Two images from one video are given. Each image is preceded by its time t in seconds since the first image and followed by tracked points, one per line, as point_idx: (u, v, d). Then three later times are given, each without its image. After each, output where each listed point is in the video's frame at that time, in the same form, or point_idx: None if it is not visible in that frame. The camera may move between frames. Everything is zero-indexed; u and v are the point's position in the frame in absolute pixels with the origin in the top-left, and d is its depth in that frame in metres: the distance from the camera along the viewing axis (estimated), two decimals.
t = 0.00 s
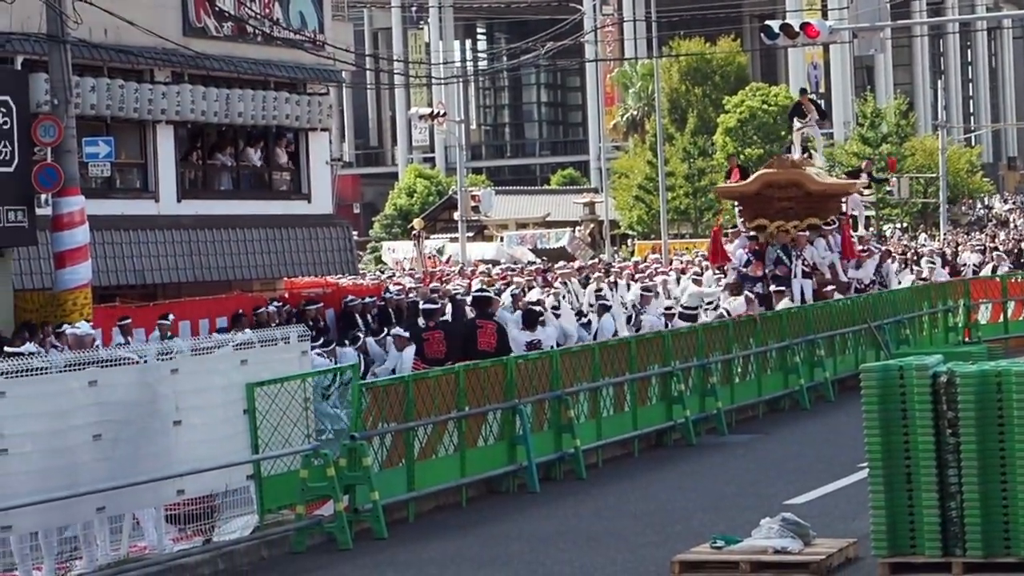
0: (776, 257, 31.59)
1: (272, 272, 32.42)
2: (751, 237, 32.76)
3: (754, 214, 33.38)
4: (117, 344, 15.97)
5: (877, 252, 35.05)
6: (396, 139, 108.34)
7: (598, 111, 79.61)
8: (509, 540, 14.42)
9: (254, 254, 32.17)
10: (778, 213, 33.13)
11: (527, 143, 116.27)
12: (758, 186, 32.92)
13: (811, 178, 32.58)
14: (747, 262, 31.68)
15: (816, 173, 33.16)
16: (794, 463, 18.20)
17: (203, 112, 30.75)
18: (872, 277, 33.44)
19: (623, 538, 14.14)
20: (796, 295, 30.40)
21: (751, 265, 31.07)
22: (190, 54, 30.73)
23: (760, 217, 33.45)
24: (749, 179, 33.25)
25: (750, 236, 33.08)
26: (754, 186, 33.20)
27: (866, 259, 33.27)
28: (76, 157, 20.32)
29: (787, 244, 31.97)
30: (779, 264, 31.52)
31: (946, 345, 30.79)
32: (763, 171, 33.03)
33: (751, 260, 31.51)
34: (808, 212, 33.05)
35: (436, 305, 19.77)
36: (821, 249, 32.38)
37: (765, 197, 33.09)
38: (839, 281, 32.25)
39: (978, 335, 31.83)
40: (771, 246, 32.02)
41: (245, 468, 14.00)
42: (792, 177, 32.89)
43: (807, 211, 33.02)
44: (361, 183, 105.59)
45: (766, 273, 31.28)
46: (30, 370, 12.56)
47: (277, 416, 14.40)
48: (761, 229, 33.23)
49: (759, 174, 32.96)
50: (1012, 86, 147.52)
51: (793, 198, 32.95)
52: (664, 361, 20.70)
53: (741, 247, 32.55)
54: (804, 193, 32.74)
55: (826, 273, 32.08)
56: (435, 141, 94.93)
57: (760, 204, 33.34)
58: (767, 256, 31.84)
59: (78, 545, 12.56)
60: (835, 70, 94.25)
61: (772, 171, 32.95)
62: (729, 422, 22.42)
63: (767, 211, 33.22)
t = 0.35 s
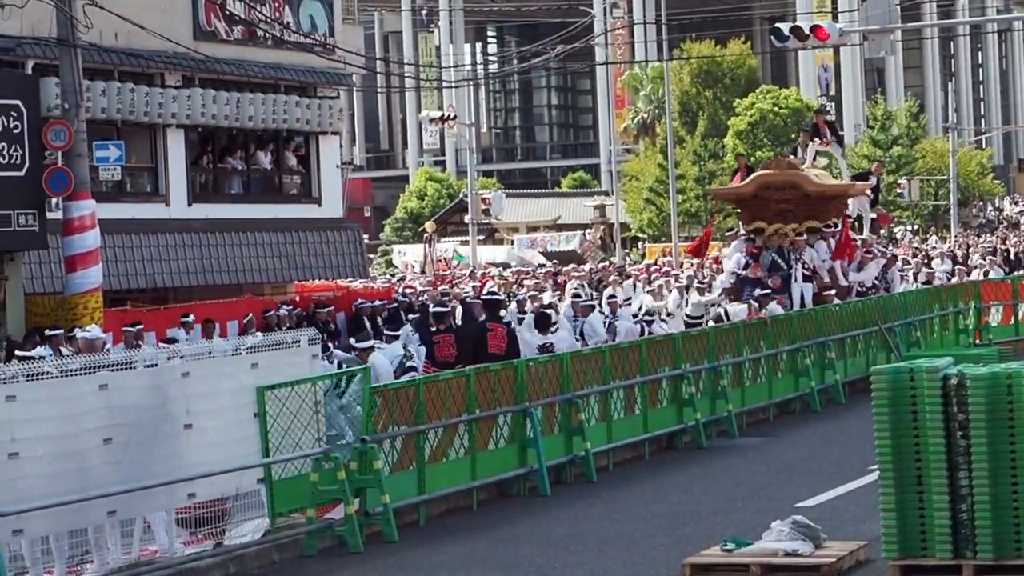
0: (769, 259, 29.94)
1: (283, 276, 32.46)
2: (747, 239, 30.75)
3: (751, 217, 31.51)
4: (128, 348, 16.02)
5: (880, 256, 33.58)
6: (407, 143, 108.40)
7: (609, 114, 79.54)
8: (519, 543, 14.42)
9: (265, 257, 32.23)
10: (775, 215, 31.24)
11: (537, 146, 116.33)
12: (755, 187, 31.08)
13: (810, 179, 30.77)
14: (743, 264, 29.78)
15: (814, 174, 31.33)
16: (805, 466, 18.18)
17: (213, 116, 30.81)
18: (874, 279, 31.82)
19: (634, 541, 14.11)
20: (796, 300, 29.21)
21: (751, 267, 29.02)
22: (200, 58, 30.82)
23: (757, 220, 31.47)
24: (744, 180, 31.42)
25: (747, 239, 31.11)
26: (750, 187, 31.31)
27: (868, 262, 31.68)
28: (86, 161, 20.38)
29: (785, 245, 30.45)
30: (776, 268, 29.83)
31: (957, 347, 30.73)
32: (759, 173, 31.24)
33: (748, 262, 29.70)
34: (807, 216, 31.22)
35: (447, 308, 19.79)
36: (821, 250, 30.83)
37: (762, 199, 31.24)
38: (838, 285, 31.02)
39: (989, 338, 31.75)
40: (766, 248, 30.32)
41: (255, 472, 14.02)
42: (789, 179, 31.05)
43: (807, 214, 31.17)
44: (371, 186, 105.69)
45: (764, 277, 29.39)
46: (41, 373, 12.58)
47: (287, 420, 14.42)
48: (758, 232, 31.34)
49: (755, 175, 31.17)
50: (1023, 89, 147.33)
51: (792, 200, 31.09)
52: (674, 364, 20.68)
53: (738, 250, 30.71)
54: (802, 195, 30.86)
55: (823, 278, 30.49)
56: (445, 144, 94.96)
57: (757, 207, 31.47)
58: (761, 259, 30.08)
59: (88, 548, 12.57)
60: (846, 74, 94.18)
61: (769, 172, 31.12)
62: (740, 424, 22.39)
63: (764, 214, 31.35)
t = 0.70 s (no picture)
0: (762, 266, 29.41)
1: (290, 282, 32.50)
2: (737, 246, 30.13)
3: (742, 222, 31.04)
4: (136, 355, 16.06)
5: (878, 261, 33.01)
6: (414, 148, 108.48)
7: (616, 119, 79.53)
8: (527, 548, 14.41)
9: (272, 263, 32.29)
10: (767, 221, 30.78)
11: (544, 151, 116.35)
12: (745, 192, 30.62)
13: (801, 182, 30.28)
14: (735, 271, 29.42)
15: (807, 177, 30.84)
16: (813, 470, 18.15)
17: (220, 122, 30.84)
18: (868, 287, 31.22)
19: (642, 546, 14.10)
20: (789, 309, 28.50)
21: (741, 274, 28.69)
22: (207, 64, 30.88)
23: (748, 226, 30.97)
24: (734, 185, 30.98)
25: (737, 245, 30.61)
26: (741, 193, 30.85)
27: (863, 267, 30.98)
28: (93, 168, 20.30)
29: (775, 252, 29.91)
30: (769, 275, 29.19)
31: (965, 351, 30.71)
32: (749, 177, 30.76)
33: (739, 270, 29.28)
34: (800, 220, 30.69)
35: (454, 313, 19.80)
36: (818, 255, 30.02)
37: (753, 204, 30.80)
38: (833, 291, 30.11)
39: (997, 341, 31.72)
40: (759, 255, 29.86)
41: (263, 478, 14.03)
42: (780, 183, 30.60)
43: (799, 219, 30.65)
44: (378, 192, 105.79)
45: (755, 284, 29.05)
46: (50, 380, 12.59)
47: (295, 426, 14.42)
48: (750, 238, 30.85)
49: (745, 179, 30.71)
50: None
51: (783, 204, 30.63)
52: (682, 368, 20.67)
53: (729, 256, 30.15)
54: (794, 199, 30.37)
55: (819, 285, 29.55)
56: (452, 150, 95.06)
57: (748, 212, 31.03)
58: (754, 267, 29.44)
59: (97, 555, 12.58)
60: (853, 78, 94.21)
61: (760, 176, 30.69)
62: (748, 429, 22.37)
63: (756, 219, 30.92)
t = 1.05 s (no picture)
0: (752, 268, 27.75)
1: (295, 284, 32.52)
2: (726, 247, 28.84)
3: (731, 222, 30.17)
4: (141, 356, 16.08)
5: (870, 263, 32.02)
6: (419, 149, 108.49)
7: (621, 119, 79.45)
8: (534, 549, 14.40)
9: (277, 264, 32.32)
10: (757, 221, 29.93)
11: (550, 151, 116.35)
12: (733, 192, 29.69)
13: (792, 181, 29.28)
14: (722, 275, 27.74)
15: (799, 175, 29.81)
16: (819, 470, 18.13)
17: (225, 123, 30.88)
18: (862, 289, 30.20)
19: (649, 547, 14.08)
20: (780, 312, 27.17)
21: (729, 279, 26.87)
22: (212, 65, 30.92)
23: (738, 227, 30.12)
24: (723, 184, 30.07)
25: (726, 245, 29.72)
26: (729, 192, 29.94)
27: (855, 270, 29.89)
28: (98, 169, 20.32)
29: (765, 254, 28.56)
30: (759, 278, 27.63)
31: (971, 350, 30.67)
32: (738, 176, 29.83)
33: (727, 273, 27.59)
34: (791, 220, 29.76)
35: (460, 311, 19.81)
36: (808, 256, 29.03)
37: (742, 204, 29.90)
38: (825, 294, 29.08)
39: (1003, 341, 31.70)
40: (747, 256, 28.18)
41: (269, 479, 14.03)
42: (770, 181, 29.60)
43: (790, 219, 29.73)
44: (383, 193, 105.84)
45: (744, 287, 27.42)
46: (57, 382, 12.61)
47: (301, 427, 14.41)
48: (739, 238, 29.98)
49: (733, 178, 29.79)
50: None
51: (773, 203, 29.73)
52: (688, 368, 20.65)
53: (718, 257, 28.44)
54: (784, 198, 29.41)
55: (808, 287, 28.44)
56: (457, 150, 95.10)
57: (738, 211, 30.15)
58: (743, 270, 27.78)
59: (104, 556, 12.57)
60: (858, 77, 94.09)
61: (748, 174, 29.71)
62: (754, 428, 22.35)
63: (745, 219, 30.02)
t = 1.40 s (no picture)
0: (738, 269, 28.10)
1: (297, 282, 32.53)
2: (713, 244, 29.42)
3: (716, 220, 30.39)
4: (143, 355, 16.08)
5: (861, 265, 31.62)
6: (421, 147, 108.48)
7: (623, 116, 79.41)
8: (536, 547, 14.40)
9: (279, 262, 32.31)
10: (743, 217, 30.15)
11: (551, 149, 116.31)
12: (719, 188, 30.02)
13: (777, 177, 29.62)
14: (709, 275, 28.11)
15: (785, 173, 30.13)
16: (822, 467, 18.12)
17: (227, 121, 30.92)
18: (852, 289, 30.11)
19: (651, 544, 14.08)
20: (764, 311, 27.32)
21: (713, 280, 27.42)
22: (214, 64, 30.96)
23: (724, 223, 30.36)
24: (707, 182, 30.40)
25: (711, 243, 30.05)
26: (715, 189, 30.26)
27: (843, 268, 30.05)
28: (100, 168, 20.33)
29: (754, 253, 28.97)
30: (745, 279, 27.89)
31: (974, 347, 30.66)
32: (723, 173, 30.18)
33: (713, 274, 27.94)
34: (777, 217, 29.97)
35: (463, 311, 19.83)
36: (795, 255, 29.35)
37: (728, 200, 30.16)
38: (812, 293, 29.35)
39: (1006, 338, 31.69)
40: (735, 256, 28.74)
41: (271, 477, 14.03)
42: (756, 177, 29.97)
43: (776, 216, 29.93)
44: (386, 191, 105.92)
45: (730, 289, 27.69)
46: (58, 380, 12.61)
47: (303, 424, 14.40)
48: (725, 236, 30.20)
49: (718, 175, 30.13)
50: None
51: (759, 201, 29.98)
52: (690, 366, 20.66)
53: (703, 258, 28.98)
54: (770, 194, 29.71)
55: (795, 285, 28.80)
56: (459, 148, 95.15)
57: (724, 209, 30.39)
58: (728, 270, 28.17)
59: (106, 555, 12.56)
60: (860, 75, 94.05)
61: (735, 171, 30.07)
62: (756, 426, 22.35)
63: (731, 216, 30.25)
